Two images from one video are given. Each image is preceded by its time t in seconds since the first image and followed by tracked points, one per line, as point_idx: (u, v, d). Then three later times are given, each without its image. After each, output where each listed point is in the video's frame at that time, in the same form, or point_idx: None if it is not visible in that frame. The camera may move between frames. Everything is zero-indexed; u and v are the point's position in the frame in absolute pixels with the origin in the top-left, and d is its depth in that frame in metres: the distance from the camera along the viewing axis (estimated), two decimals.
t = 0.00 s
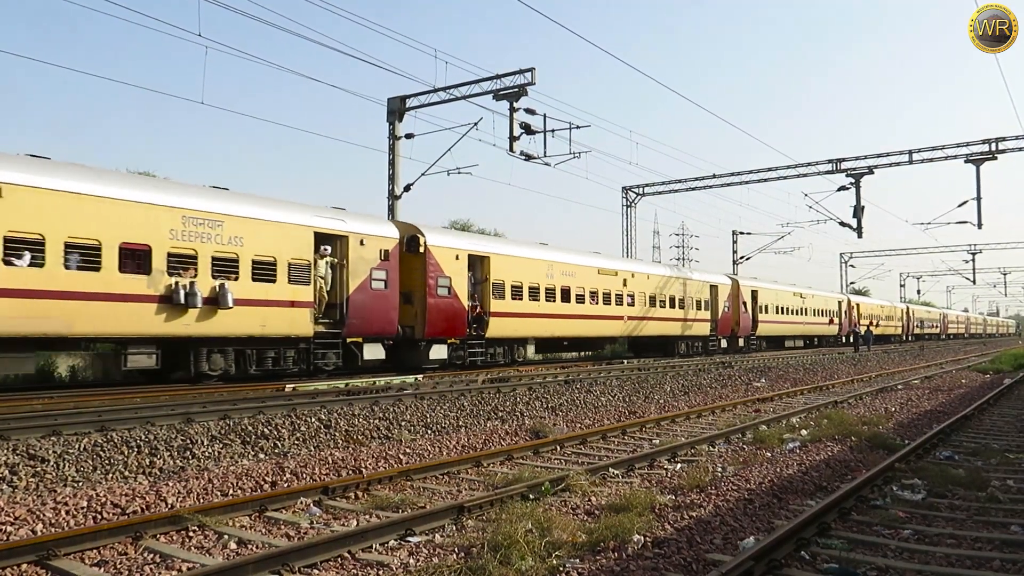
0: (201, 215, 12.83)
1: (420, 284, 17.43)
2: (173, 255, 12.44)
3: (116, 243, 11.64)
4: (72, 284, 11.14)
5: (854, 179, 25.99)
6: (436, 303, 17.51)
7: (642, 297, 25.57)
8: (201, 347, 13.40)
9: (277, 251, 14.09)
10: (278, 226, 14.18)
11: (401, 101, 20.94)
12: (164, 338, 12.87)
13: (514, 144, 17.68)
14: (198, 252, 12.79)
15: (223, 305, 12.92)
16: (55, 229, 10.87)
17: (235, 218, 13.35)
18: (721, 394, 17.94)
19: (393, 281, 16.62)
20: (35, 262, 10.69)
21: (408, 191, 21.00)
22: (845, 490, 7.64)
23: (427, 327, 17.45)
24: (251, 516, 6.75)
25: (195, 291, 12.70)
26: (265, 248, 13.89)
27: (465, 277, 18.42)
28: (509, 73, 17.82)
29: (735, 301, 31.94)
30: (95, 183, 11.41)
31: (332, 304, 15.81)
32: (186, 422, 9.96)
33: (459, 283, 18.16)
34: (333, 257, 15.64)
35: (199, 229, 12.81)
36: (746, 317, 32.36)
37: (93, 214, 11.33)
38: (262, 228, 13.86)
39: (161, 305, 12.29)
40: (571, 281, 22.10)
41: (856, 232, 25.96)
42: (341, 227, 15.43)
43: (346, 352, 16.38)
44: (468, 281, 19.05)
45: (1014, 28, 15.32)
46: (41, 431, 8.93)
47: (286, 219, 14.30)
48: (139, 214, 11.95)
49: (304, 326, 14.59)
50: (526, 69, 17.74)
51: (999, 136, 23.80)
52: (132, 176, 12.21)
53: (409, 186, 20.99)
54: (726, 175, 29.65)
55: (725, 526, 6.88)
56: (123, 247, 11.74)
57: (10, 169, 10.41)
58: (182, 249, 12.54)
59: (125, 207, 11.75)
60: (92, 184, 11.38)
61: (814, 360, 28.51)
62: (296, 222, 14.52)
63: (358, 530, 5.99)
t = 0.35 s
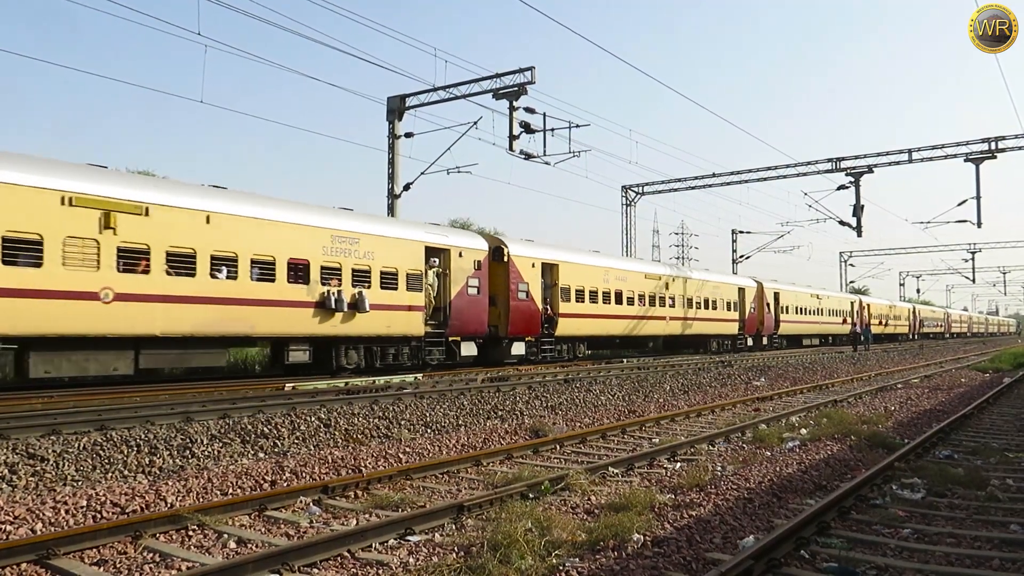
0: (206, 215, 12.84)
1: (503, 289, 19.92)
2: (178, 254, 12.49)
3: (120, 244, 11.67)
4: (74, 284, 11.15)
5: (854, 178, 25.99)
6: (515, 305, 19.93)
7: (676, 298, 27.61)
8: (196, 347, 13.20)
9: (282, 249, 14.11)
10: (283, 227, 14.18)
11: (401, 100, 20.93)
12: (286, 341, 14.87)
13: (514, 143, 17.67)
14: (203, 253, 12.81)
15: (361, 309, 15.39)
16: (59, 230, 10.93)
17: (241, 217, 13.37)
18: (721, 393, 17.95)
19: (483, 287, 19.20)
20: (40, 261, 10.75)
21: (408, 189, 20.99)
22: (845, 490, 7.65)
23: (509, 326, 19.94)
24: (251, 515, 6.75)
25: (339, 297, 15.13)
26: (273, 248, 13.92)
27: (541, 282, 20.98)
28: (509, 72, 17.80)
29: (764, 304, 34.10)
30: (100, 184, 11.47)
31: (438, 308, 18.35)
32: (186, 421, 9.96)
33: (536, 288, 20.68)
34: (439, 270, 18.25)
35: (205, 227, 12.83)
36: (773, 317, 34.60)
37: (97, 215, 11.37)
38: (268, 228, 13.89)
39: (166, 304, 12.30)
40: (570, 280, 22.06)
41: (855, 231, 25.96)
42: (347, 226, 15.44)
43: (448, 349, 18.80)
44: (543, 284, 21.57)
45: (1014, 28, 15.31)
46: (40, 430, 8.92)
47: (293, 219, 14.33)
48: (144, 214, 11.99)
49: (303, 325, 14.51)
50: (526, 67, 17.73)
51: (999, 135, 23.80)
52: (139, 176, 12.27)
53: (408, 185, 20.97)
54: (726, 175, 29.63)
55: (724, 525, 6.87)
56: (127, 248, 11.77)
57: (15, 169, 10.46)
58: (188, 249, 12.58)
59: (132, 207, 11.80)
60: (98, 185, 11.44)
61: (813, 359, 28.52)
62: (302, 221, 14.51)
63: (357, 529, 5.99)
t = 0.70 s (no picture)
0: (206, 214, 12.88)
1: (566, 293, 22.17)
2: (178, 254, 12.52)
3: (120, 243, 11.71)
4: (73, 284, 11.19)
5: (853, 177, 26.01)
6: (578, 308, 22.26)
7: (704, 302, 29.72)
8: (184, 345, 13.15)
9: (281, 248, 14.12)
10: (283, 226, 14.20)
11: (400, 99, 20.92)
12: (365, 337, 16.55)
13: (513, 142, 17.68)
14: (203, 252, 12.85)
15: (462, 311, 17.89)
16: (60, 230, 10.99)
17: (241, 217, 13.40)
18: (719, 392, 17.96)
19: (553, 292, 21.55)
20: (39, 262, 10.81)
21: (407, 188, 20.99)
22: (843, 488, 7.66)
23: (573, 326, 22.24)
24: (250, 515, 6.75)
25: (446, 301, 17.56)
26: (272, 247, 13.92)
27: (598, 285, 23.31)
28: (507, 72, 17.80)
29: (784, 308, 36.35)
30: (102, 183, 11.53)
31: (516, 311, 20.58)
32: (184, 421, 9.96)
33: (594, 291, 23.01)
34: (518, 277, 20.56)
35: (205, 227, 12.87)
36: (792, 318, 36.86)
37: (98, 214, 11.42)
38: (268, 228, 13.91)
39: (163, 303, 12.31)
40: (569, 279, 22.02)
41: (854, 230, 25.97)
42: (346, 225, 15.44)
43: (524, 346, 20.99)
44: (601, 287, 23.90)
45: (1014, 28, 15.32)
46: (38, 429, 8.91)
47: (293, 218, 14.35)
48: (145, 214, 12.04)
49: (301, 324, 14.48)
50: (524, 66, 17.72)
51: (998, 134, 23.84)
52: (140, 176, 12.33)
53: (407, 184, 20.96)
54: (725, 174, 29.65)
55: (723, 524, 6.88)
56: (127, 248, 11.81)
57: (15, 169, 10.51)
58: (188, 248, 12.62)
59: (133, 207, 11.85)
60: (99, 184, 11.49)
61: (812, 358, 28.54)
62: (302, 221, 14.53)
63: (356, 528, 5.99)
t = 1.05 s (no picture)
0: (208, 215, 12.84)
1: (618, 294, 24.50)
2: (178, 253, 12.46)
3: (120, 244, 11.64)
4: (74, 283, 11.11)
5: (851, 177, 26.04)
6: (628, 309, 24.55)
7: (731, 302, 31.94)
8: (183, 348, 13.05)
9: (284, 249, 14.12)
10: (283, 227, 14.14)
11: (398, 98, 20.90)
12: (398, 338, 17.13)
13: (511, 141, 17.67)
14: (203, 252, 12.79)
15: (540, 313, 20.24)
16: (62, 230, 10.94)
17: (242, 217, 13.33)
18: (718, 391, 17.98)
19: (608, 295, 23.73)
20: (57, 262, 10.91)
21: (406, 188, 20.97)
22: (842, 487, 7.66)
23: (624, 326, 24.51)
24: (248, 514, 6.75)
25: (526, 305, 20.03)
26: (273, 248, 13.90)
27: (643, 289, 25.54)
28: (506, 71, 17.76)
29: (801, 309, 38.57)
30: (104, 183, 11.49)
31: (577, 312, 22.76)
32: (183, 420, 9.96)
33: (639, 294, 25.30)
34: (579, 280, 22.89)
35: (207, 227, 12.82)
36: (808, 317, 39.04)
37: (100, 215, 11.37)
38: (269, 228, 13.87)
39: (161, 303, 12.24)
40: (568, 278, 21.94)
41: (853, 230, 25.98)
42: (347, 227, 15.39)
43: (546, 345, 21.75)
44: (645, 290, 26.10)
45: (1013, 28, 15.34)
46: (37, 429, 8.90)
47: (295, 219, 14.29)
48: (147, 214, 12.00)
49: (299, 323, 14.42)
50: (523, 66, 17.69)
51: (996, 133, 23.87)
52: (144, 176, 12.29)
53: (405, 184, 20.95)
54: (724, 173, 29.66)
55: (722, 523, 6.88)
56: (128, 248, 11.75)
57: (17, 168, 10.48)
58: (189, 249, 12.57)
59: (135, 207, 11.82)
60: (102, 184, 11.45)
61: (809, 357, 28.60)
62: (303, 221, 14.47)
63: (355, 528, 5.99)
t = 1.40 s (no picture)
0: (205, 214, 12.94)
1: (659, 299, 27.03)
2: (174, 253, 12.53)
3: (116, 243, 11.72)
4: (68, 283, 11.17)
5: (851, 177, 26.05)
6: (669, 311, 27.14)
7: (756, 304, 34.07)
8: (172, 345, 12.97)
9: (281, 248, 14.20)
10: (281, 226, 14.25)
11: (398, 98, 20.90)
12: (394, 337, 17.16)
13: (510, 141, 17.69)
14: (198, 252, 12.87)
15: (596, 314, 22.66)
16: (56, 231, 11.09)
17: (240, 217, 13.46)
18: (717, 391, 17.97)
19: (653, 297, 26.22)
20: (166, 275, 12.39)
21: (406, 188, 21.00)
22: (840, 487, 7.66)
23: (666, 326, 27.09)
24: (247, 514, 6.75)
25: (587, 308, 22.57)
26: (269, 247, 13.97)
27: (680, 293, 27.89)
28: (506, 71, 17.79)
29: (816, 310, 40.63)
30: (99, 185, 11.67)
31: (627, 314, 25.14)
32: (181, 420, 9.96)
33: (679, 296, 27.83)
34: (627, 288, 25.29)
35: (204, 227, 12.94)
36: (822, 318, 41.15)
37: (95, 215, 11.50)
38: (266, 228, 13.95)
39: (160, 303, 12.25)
40: (565, 277, 21.95)
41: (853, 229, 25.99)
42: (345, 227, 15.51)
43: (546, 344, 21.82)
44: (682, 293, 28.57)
45: (1014, 28, 15.35)
46: (36, 429, 8.90)
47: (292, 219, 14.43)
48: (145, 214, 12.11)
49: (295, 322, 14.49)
50: (523, 65, 17.75)
51: (995, 133, 23.90)
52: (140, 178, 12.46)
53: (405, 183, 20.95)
54: (724, 173, 29.67)
55: (721, 522, 6.88)
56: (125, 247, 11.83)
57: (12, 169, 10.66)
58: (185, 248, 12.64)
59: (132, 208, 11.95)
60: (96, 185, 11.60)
61: (809, 357, 28.60)
62: (301, 221, 14.56)
63: (354, 527, 5.98)
